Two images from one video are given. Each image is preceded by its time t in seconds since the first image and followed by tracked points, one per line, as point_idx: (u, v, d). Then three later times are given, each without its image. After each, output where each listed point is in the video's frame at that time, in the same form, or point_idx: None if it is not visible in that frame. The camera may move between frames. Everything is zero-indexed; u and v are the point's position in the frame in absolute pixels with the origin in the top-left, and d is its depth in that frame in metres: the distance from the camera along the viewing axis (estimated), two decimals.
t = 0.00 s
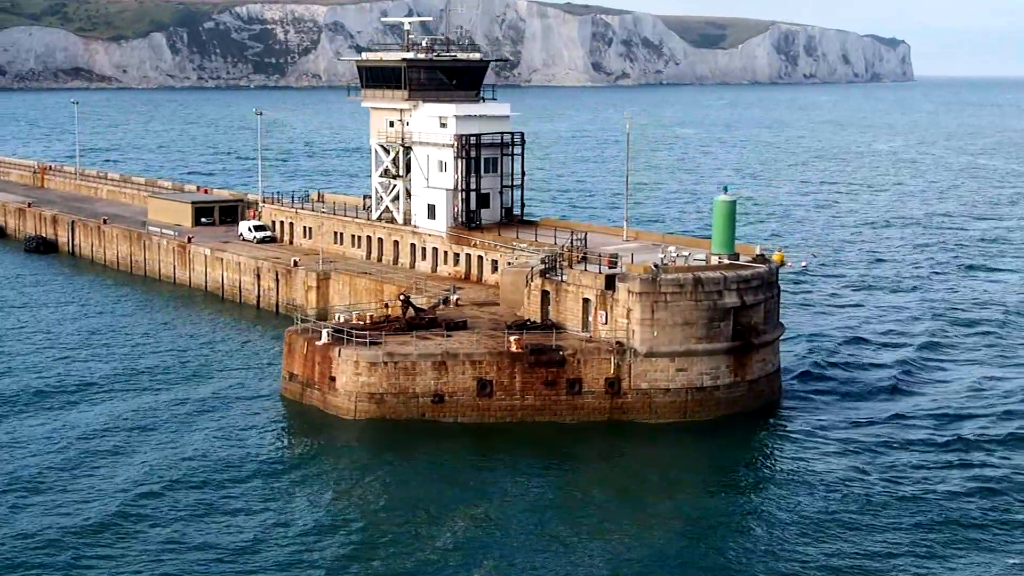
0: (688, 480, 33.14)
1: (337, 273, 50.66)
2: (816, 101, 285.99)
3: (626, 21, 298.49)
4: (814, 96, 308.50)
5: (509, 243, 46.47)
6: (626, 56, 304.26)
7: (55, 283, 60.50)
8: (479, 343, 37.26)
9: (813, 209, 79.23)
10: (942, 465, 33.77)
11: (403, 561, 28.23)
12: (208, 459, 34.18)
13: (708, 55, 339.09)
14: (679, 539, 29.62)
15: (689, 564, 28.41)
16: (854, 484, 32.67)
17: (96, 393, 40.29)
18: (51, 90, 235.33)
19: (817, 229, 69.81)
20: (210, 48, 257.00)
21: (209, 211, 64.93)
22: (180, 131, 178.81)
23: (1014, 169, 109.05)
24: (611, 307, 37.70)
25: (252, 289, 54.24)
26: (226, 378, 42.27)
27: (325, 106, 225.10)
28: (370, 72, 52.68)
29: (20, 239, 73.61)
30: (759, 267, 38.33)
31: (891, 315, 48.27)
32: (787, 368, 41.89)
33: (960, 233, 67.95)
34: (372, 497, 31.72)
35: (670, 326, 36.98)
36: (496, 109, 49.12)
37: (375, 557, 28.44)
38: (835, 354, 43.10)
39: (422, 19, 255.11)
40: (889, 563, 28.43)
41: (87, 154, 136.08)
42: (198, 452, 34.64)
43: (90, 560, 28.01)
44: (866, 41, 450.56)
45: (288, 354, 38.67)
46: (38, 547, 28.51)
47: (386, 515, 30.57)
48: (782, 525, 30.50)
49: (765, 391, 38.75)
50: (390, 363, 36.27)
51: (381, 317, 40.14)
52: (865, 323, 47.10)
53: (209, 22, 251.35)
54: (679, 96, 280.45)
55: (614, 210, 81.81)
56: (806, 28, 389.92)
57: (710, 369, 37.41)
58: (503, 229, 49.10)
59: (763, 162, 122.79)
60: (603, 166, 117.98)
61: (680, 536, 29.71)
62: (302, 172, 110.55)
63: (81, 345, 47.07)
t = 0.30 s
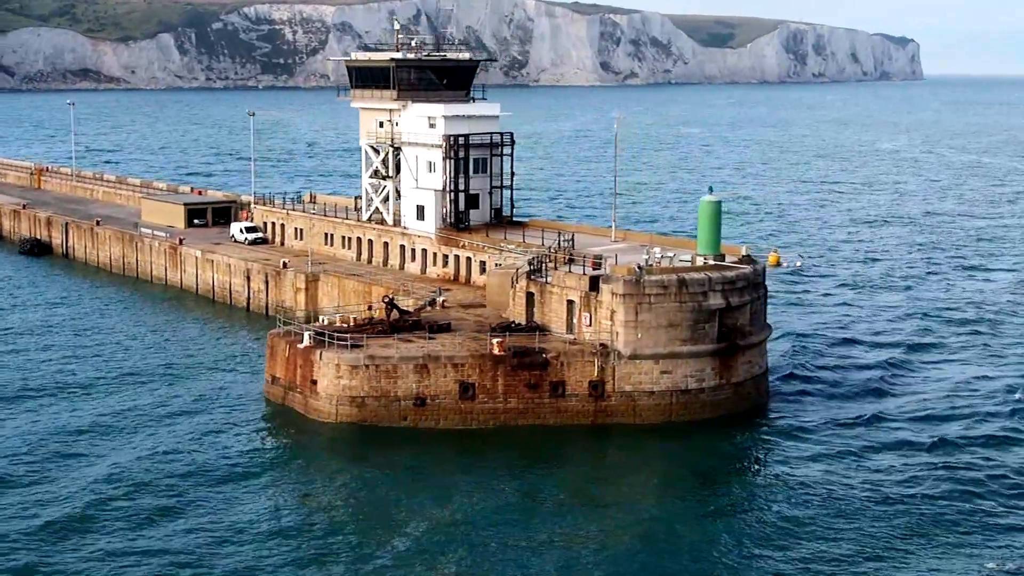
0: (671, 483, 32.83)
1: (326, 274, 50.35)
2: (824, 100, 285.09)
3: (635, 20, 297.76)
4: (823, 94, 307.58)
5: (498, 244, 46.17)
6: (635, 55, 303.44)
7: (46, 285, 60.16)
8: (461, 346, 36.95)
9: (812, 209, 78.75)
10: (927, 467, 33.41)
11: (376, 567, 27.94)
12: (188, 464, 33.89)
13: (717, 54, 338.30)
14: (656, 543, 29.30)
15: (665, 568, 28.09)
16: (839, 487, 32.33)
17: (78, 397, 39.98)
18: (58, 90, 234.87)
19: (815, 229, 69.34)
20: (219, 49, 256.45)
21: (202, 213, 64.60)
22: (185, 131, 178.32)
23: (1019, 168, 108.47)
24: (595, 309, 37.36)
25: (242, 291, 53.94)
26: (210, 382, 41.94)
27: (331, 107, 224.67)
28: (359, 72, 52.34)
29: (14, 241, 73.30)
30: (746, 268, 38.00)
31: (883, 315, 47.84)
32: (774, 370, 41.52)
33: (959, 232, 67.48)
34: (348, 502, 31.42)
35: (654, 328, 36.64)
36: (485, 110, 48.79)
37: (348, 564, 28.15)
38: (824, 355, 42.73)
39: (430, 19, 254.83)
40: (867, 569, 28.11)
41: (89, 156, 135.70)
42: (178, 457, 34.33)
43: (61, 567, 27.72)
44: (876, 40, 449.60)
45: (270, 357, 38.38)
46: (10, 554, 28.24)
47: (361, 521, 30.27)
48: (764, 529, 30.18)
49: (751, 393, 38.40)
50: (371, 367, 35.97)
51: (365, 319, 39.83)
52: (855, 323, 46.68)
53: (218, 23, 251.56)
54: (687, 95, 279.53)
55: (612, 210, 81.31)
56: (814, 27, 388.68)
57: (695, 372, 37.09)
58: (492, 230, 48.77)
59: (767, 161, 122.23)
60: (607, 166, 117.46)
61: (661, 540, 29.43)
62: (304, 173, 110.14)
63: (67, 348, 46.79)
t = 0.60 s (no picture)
0: (650, 489, 32.50)
1: (313, 278, 50.05)
2: (832, 102, 284.61)
3: (642, 22, 297.48)
4: (831, 96, 307.08)
5: (485, 248, 45.86)
6: (642, 58, 302.98)
7: (35, 290, 59.85)
8: (443, 350, 36.63)
9: (809, 211, 78.47)
10: (906, 472, 33.12)
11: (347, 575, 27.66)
12: (162, 471, 33.63)
13: (725, 57, 337.80)
14: (631, 549, 28.98)
15: None
16: (817, 493, 32.01)
17: (59, 402, 39.64)
18: (64, 94, 234.44)
19: (810, 231, 69.02)
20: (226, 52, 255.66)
21: (193, 216, 64.31)
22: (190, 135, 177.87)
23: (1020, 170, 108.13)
24: (578, 313, 37.02)
25: (230, 294, 53.64)
26: (193, 387, 41.60)
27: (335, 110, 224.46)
28: (348, 75, 52.01)
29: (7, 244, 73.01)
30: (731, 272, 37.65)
31: (871, 318, 47.51)
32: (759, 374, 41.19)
33: (954, 234, 67.16)
34: (324, 510, 31.13)
35: (637, 333, 36.31)
36: (473, 112, 48.46)
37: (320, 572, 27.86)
38: (810, 359, 42.44)
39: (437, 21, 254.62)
40: None
41: (90, 159, 135.20)
42: (153, 465, 34.07)
43: None
44: (884, 42, 449.08)
45: (251, 362, 38.07)
46: None
47: (334, 529, 29.96)
48: (741, 535, 29.85)
49: (736, 397, 38.05)
50: (351, 371, 35.66)
51: (347, 324, 39.51)
52: (843, 327, 46.36)
53: (225, 26, 251.12)
54: (695, 98, 279.07)
55: (610, 214, 80.93)
56: (823, 30, 387.20)
57: (678, 377, 36.76)
58: (479, 234, 48.47)
59: (769, 164, 121.94)
60: (608, 169, 117.12)
61: (637, 546, 29.10)
62: (303, 176, 109.77)
63: (52, 352, 46.52)
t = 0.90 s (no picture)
0: (626, 496, 32.21)
1: (298, 283, 49.77)
2: (837, 106, 283.84)
3: (647, 25, 296.54)
4: (836, 100, 306.29)
5: (468, 252, 45.57)
6: (647, 61, 301.94)
7: (22, 294, 59.60)
8: (420, 355, 36.32)
9: (803, 215, 78.11)
10: (881, 478, 32.85)
11: None
12: (133, 480, 33.40)
13: (730, 60, 336.81)
14: (602, 557, 28.69)
15: None
16: (790, 500, 31.72)
17: (35, 408, 39.39)
18: (67, 97, 234.23)
19: (803, 234, 68.66)
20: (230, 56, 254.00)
21: (182, 220, 64.03)
22: (192, 139, 177.57)
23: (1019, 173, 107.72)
24: (557, 319, 36.71)
25: (216, 299, 53.37)
26: (173, 393, 41.34)
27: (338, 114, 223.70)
28: (333, 79, 51.74)
29: None
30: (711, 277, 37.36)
31: (855, 322, 47.20)
32: (739, 379, 40.93)
33: (947, 237, 66.82)
34: (297, 520, 30.84)
35: (616, 338, 36.01)
36: (458, 116, 48.19)
37: None
38: (792, 364, 42.17)
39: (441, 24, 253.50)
40: None
41: (88, 163, 134.62)
42: (124, 473, 33.86)
43: None
44: (889, 45, 448.33)
45: (228, 367, 37.77)
46: None
47: (305, 539, 29.68)
48: (713, 543, 29.56)
49: (717, 403, 37.74)
50: (327, 378, 35.36)
51: (326, 329, 39.22)
52: (827, 331, 46.05)
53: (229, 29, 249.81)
54: (699, 101, 278.18)
55: (604, 218, 80.54)
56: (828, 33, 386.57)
57: (658, 383, 36.46)
58: (464, 238, 48.15)
59: (768, 168, 121.48)
60: (606, 173, 116.65)
61: (609, 554, 28.81)
62: (300, 180, 109.13)
63: (33, 358, 46.27)
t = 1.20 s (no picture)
0: (598, 500, 31.92)
1: (279, 285, 49.44)
2: (838, 107, 283.45)
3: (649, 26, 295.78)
4: (838, 102, 305.90)
5: (449, 254, 45.24)
6: (649, 62, 301.05)
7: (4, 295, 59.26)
8: (394, 359, 36.00)
9: (794, 216, 77.78)
10: (851, 482, 32.54)
11: None
12: (100, 483, 33.09)
13: (732, 61, 336.26)
14: (570, 562, 28.38)
15: None
16: (759, 504, 31.41)
17: (7, 410, 39.06)
18: (67, 98, 233.86)
19: (791, 236, 68.33)
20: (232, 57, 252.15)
21: (167, 222, 63.71)
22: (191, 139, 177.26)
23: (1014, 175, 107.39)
24: (532, 322, 36.41)
25: (197, 301, 53.04)
26: (147, 395, 41.00)
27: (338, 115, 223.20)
28: (315, 80, 51.40)
29: None
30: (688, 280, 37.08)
31: (836, 325, 46.89)
32: (717, 383, 40.62)
33: (935, 239, 66.51)
34: (264, 524, 30.52)
35: (591, 342, 35.70)
36: (440, 118, 47.88)
37: None
38: (769, 369, 41.87)
39: (442, 25, 252.75)
40: None
41: (81, 165, 134.06)
42: (92, 476, 33.55)
43: None
44: (892, 47, 447.92)
45: (202, 371, 37.43)
46: None
47: (269, 544, 29.36)
48: (683, 548, 29.24)
49: (694, 408, 37.43)
50: (299, 382, 35.03)
51: (301, 333, 38.90)
52: (807, 335, 45.74)
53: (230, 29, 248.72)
54: (700, 102, 277.65)
55: (595, 220, 80.15)
56: (831, 35, 385.96)
57: (634, 387, 36.15)
58: (445, 240, 47.85)
59: (764, 169, 121.13)
60: (601, 174, 116.24)
61: (576, 559, 28.48)
62: (294, 181, 108.57)
63: (9, 359, 45.94)
